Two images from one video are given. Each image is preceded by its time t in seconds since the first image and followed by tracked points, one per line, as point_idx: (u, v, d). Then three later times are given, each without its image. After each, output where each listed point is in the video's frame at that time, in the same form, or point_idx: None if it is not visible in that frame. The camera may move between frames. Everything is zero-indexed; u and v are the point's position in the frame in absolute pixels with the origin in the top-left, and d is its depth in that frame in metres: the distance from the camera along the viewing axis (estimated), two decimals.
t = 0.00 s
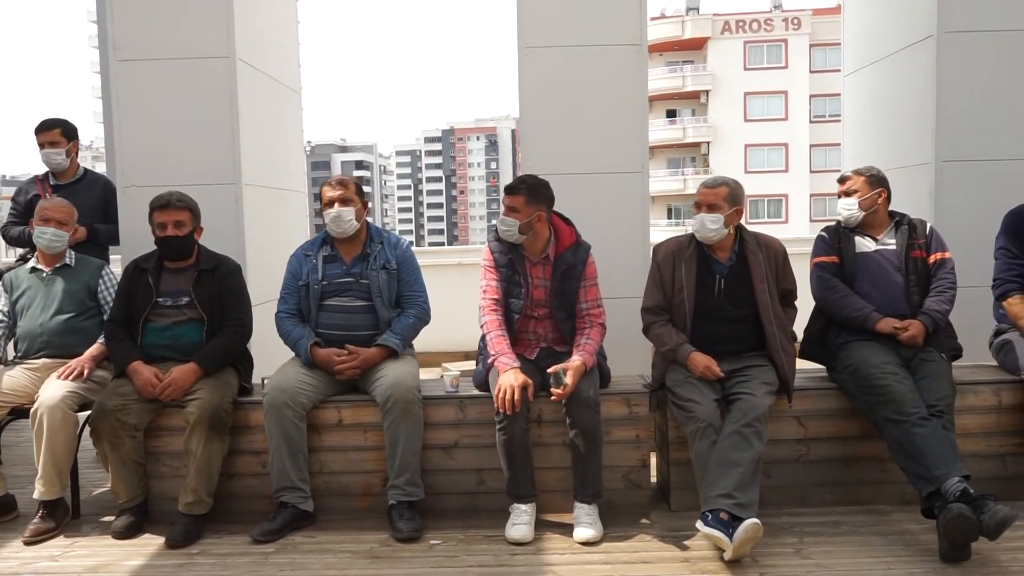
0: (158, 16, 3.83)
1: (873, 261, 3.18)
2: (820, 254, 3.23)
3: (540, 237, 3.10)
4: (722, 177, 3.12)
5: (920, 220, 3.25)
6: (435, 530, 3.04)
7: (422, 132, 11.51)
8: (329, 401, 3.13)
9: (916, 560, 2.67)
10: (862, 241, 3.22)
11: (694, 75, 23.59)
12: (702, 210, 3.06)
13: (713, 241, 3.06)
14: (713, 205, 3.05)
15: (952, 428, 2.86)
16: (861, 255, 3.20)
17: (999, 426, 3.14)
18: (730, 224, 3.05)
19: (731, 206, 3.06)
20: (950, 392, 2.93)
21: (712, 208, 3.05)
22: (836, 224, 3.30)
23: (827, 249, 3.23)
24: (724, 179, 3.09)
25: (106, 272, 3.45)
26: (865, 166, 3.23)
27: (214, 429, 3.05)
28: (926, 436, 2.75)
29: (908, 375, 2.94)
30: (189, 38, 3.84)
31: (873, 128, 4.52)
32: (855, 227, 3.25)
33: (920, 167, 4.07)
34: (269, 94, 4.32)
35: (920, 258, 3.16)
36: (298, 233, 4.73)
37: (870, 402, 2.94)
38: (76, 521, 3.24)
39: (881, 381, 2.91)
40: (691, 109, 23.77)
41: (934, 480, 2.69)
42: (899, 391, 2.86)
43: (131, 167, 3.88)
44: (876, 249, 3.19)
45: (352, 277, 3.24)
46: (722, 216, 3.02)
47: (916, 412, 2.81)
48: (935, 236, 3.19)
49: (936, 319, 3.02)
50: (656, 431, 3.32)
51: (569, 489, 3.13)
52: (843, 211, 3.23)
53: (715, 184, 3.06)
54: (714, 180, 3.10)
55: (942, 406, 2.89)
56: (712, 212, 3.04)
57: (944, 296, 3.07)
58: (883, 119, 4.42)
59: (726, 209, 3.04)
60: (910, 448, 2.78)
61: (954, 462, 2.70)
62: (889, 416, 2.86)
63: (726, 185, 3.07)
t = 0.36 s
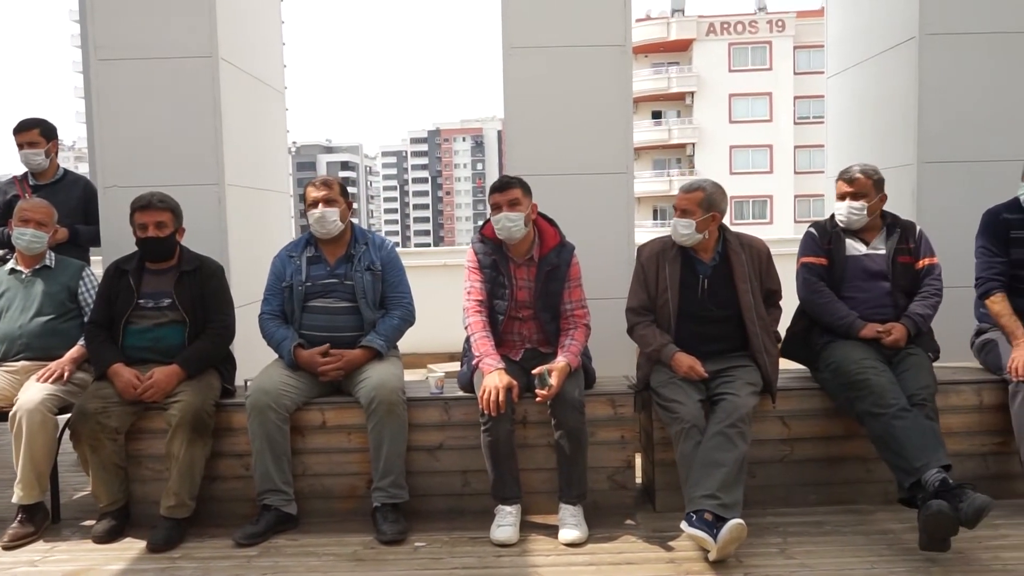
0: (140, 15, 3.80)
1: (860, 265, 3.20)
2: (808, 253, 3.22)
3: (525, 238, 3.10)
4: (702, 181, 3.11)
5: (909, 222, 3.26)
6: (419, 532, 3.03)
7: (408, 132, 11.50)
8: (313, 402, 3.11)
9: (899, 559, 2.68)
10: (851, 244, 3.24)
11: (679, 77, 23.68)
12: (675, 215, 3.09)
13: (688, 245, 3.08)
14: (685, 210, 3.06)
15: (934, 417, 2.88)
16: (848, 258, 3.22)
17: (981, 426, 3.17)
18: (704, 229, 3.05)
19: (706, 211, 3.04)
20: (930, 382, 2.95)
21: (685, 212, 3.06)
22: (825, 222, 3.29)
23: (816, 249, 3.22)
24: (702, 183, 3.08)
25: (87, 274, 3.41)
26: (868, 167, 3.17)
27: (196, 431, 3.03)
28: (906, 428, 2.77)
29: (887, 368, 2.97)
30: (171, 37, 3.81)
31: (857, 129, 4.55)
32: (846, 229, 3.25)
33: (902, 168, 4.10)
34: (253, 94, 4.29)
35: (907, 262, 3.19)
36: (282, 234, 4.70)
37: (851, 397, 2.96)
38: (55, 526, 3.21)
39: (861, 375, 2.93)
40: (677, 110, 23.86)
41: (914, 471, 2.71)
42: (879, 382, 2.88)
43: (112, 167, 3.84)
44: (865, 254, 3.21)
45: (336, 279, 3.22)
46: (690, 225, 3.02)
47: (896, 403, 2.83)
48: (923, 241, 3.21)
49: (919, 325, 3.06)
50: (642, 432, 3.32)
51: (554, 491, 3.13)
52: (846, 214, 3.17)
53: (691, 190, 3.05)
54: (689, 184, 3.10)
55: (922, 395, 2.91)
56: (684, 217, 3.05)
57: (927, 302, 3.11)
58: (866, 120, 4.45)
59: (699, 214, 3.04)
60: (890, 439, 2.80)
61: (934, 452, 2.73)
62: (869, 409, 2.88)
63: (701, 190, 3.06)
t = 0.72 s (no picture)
0: (120, 14, 3.77)
1: (851, 273, 3.17)
2: (799, 259, 3.17)
3: (508, 239, 3.09)
4: (683, 179, 3.12)
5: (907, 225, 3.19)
6: (402, 534, 3.01)
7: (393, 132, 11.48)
8: (295, 404, 3.10)
9: (879, 557, 2.70)
10: (845, 249, 3.18)
11: (664, 78, 23.75)
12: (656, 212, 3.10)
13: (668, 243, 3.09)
14: (666, 207, 3.06)
15: (915, 421, 2.91)
16: (840, 265, 3.17)
17: (960, 424, 3.19)
18: (684, 227, 3.06)
19: (686, 209, 3.05)
20: (914, 386, 2.98)
21: (666, 209, 3.06)
22: (820, 222, 3.20)
23: (807, 255, 3.17)
24: (683, 181, 3.09)
25: (65, 275, 3.37)
26: (875, 167, 3.09)
27: (177, 434, 3.00)
28: (888, 435, 2.78)
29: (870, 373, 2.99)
30: (151, 37, 3.77)
31: (840, 130, 4.58)
32: (841, 234, 3.18)
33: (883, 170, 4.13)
34: (234, 94, 4.26)
35: (900, 272, 3.15)
36: (265, 234, 4.67)
37: (834, 401, 2.98)
38: (33, 530, 3.17)
39: (843, 380, 2.95)
40: (661, 112, 23.93)
41: (896, 479, 2.74)
42: (861, 388, 2.90)
43: (91, 168, 3.80)
44: (858, 262, 3.17)
45: (318, 280, 3.20)
46: (671, 220, 3.03)
47: (878, 409, 2.84)
48: (918, 247, 3.16)
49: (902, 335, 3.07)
50: (625, 433, 3.32)
51: (538, 492, 3.12)
52: (855, 214, 3.06)
53: (672, 186, 3.07)
54: (671, 182, 3.12)
55: (904, 399, 2.94)
56: (665, 213, 3.06)
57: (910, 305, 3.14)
58: (848, 121, 4.48)
59: (679, 211, 3.05)
60: (874, 447, 2.81)
61: (916, 458, 2.74)
62: (853, 415, 2.90)
63: (682, 187, 3.08)
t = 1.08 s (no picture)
0: (96, 12, 3.73)
1: (836, 289, 3.16)
2: (785, 269, 3.14)
3: (488, 239, 3.09)
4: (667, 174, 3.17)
5: (900, 238, 3.11)
6: (382, 536, 3.00)
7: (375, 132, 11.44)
8: (273, 406, 3.08)
9: (857, 555, 2.73)
10: (832, 265, 3.15)
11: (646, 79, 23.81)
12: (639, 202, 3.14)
13: (648, 233, 3.12)
14: (649, 198, 3.11)
15: (894, 419, 2.93)
16: (826, 279, 3.16)
17: (937, 423, 3.23)
18: (664, 218, 3.08)
19: (667, 201, 3.08)
20: (894, 388, 3.01)
21: (648, 200, 3.11)
22: (809, 231, 3.14)
23: (793, 266, 3.13)
24: (665, 175, 3.14)
25: (41, 276, 3.33)
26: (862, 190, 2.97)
27: (154, 436, 2.97)
28: (865, 436, 2.80)
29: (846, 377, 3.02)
30: (128, 35, 3.74)
31: (819, 131, 4.62)
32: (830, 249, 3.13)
33: (861, 171, 4.17)
34: (213, 94, 4.23)
35: (886, 287, 3.13)
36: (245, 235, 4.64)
37: (813, 402, 3.01)
38: (8, 535, 3.12)
39: (820, 381, 2.97)
40: (643, 113, 24.01)
41: (876, 479, 2.75)
42: (837, 390, 2.93)
43: (68, 167, 3.76)
44: (844, 280, 3.15)
45: (297, 281, 3.18)
46: (650, 211, 3.07)
47: (855, 411, 2.86)
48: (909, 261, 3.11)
49: (881, 345, 3.08)
50: (605, 433, 3.33)
51: (519, 493, 3.12)
52: (826, 234, 3.04)
53: (654, 179, 3.13)
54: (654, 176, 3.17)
55: (881, 400, 2.97)
56: (646, 205, 3.11)
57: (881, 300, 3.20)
58: (827, 122, 4.52)
59: (660, 202, 3.08)
60: (853, 449, 2.82)
61: (895, 458, 2.75)
62: (831, 417, 2.91)
63: (664, 180, 3.13)
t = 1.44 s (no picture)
0: (70, 11, 3.68)
1: (821, 308, 3.10)
2: (770, 287, 3.05)
3: (468, 240, 3.08)
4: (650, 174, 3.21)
5: (892, 260, 3.01)
6: (361, 539, 2.99)
7: (356, 132, 11.40)
8: (252, 408, 3.06)
9: (833, 553, 2.75)
10: (819, 285, 3.08)
11: (626, 80, 23.88)
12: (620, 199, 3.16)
13: (629, 229, 3.13)
14: (629, 194, 3.12)
15: (873, 428, 2.94)
16: (810, 298, 3.09)
17: (912, 422, 3.26)
18: (645, 214, 3.10)
19: (648, 197, 3.11)
20: (871, 391, 3.04)
21: (628, 197, 3.12)
22: (798, 250, 3.03)
23: (779, 285, 3.05)
24: (647, 174, 3.18)
25: (13, 277, 3.30)
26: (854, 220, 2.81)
27: (130, 439, 2.94)
28: (842, 437, 2.83)
29: (824, 379, 3.04)
30: (103, 34, 3.69)
31: (797, 133, 4.66)
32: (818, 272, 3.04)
33: (838, 173, 4.21)
34: (191, 93, 4.19)
35: (873, 308, 3.08)
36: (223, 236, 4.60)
37: (791, 403, 3.03)
38: None
39: (799, 384, 3.00)
40: (623, 114, 24.07)
41: (853, 481, 2.77)
42: (814, 393, 2.95)
43: (42, 167, 3.71)
44: (831, 301, 3.09)
45: (275, 282, 3.16)
46: (631, 207, 3.08)
47: (832, 412, 2.90)
48: (898, 283, 3.03)
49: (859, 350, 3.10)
50: (585, 434, 3.34)
51: (499, 494, 3.12)
52: (814, 261, 2.93)
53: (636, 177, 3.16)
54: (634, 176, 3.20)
55: (858, 403, 3.00)
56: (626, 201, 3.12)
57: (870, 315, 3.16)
58: (805, 124, 4.56)
59: (639, 198, 3.11)
60: (830, 450, 2.85)
61: (872, 459, 2.78)
62: (809, 419, 2.94)
63: (644, 177, 3.16)
